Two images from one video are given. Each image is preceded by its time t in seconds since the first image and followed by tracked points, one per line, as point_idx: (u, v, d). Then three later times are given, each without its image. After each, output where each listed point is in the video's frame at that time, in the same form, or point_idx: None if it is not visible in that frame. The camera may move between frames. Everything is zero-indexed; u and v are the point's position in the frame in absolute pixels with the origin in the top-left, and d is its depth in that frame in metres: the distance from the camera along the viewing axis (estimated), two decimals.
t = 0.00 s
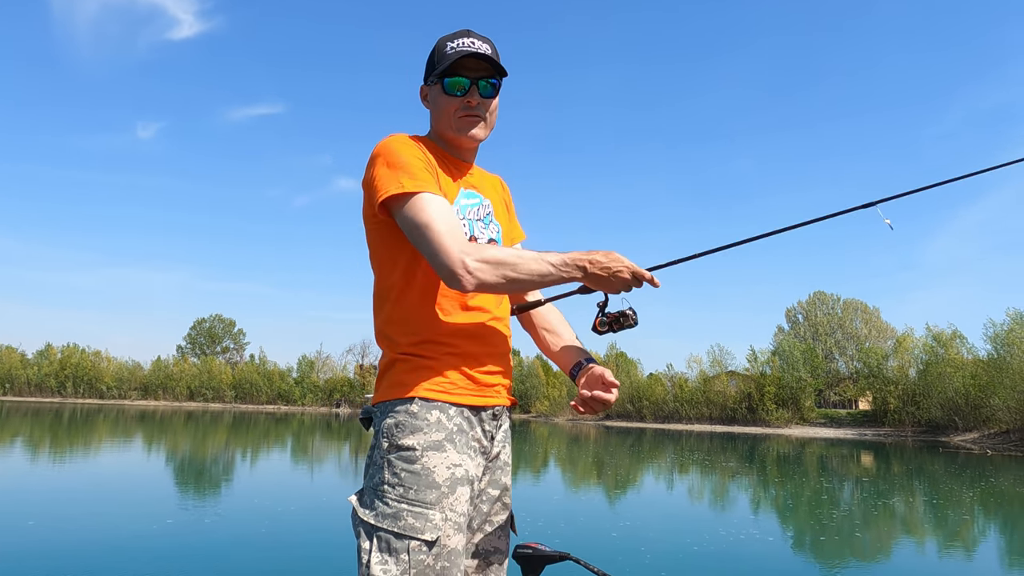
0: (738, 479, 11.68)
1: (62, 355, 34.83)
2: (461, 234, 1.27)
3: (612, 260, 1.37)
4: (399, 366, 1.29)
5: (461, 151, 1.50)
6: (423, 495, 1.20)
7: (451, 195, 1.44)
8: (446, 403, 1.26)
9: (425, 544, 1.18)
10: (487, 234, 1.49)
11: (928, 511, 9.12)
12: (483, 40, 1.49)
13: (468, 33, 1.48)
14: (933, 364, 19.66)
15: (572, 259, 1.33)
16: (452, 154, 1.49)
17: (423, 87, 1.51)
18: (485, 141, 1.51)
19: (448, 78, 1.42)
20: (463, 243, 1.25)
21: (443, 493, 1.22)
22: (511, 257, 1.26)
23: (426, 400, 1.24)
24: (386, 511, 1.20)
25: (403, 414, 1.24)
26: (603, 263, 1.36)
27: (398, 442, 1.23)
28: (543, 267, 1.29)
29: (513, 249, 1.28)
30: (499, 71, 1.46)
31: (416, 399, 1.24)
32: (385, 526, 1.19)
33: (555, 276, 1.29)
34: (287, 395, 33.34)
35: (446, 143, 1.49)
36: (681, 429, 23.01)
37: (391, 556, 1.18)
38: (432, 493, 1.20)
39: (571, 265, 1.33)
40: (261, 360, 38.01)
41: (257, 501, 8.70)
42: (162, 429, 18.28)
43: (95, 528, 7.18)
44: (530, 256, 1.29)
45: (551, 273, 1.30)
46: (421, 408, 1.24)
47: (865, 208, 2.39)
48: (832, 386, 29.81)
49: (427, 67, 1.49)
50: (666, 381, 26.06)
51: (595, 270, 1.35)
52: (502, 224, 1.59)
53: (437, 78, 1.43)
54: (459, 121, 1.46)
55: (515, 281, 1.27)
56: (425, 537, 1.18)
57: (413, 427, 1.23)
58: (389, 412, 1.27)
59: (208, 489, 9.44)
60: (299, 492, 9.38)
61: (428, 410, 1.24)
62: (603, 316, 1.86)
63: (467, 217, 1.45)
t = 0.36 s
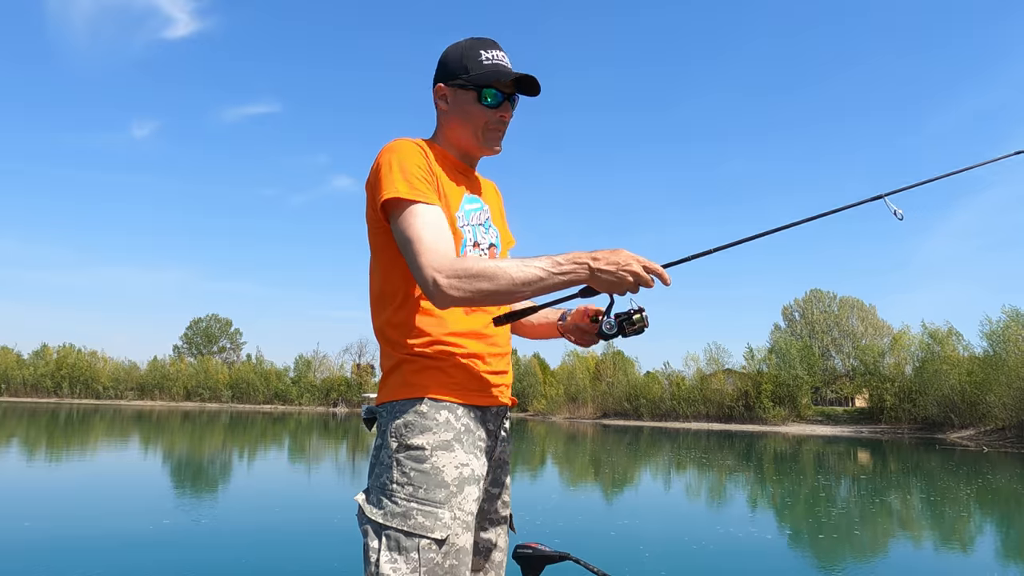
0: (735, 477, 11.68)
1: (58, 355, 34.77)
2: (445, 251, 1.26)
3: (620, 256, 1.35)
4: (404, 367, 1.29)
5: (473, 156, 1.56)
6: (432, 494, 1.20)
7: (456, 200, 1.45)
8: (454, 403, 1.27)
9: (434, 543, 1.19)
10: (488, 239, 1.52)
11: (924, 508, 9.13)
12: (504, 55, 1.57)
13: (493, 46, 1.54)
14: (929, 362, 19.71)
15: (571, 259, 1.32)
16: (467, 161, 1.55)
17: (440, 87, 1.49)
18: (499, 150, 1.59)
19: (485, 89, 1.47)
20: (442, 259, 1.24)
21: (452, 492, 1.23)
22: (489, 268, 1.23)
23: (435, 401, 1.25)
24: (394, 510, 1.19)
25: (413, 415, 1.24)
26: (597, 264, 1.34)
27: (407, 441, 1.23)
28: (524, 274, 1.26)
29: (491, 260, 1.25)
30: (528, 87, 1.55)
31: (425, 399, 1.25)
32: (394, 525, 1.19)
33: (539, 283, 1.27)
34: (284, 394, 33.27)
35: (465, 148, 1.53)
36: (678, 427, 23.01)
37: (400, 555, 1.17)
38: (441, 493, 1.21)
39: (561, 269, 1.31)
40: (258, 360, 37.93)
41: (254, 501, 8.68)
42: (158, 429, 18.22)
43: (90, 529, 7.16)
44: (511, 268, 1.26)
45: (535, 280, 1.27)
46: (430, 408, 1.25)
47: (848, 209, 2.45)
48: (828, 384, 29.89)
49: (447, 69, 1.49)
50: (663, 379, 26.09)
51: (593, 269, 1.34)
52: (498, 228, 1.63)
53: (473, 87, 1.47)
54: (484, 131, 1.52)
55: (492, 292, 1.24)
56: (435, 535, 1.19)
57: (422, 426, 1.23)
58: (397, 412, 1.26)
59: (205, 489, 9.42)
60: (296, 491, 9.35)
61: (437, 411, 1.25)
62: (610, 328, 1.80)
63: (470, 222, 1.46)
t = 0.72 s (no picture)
0: (732, 475, 11.70)
1: (54, 359, 34.69)
2: (404, 268, 1.26)
3: (569, 279, 1.34)
4: (405, 368, 1.29)
5: (479, 161, 1.60)
6: (438, 493, 1.20)
7: (454, 204, 1.43)
8: (456, 403, 1.27)
9: (441, 541, 1.19)
10: (486, 241, 1.52)
11: (920, 505, 9.16)
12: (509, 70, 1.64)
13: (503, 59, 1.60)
14: (925, 359, 19.76)
15: (519, 280, 1.30)
16: (469, 167, 1.59)
17: (458, 91, 1.50)
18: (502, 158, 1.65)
19: (508, 103, 1.55)
20: (394, 278, 1.24)
21: (457, 491, 1.23)
22: (436, 290, 1.22)
23: (439, 401, 1.25)
24: (401, 509, 1.19)
25: (417, 415, 1.24)
26: (546, 288, 1.32)
27: (413, 441, 1.23)
28: (468, 298, 1.25)
29: (438, 280, 1.23)
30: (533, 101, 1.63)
31: (429, 399, 1.25)
32: (400, 524, 1.19)
33: (487, 306, 1.26)
34: (281, 395, 33.23)
35: (473, 155, 1.57)
36: (675, 426, 23.03)
37: (407, 554, 1.17)
38: (447, 491, 1.21)
39: (508, 290, 1.29)
40: (254, 362, 37.86)
41: (251, 503, 8.65)
42: (155, 431, 18.17)
43: (87, 532, 7.13)
44: (459, 290, 1.24)
45: (481, 303, 1.26)
46: (435, 408, 1.25)
47: (754, 240, 2.66)
48: (825, 381, 29.97)
49: (467, 74, 1.50)
50: (660, 378, 26.13)
51: (542, 292, 1.32)
52: (497, 229, 1.62)
53: (493, 97, 1.52)
54: (494, 141, 1.58)
55: (436, 314, 1.23)
56: (441, 533, 1.19)
57: (428, 426, 1.24)
58: (402, 412, 1.26)
59: (200, 492, 9.38)
60: (293, 493, 9.32)
61: (442, 411, 1.25)
62: (559, 351, 1.85)
63: (468, 226, 1.46)
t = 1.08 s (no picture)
0: (728, 476, 11.71)
1: (49, 357, 34.53)
2: (408, 268, 1.25)
3: (565, 296, 1.36)
4: (410, 364, 1.30)
5: (491, 168, 1.61)
6: (449, 488, 1.22)
7: (466, 207, 1.43)
8: (463, 401, 1.29)
9: (453, 535, 1.21)
10: (492, 245, 1.52)
11: (916, 506, 9.19)
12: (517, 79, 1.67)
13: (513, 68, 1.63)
14: (922, 360, 19.80)
15: (516, 291, 1.31)
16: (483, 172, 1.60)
17: (478, 99, 1.52)
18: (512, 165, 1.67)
19: (523, 113, 1.59)
20: (397, 276, 1.24)
21: (466, 485, 1.25)
22: (437, 294, 1.22)
23: (446, 398, 1.26)
24: (412, 504, 1.20)
25: (425, 411, 1.25)
26: (541, 301, 1.33)
27: (421, 437, 1.23)
28: (467, 303, 1.24)
29: (439, 283, 1.23)
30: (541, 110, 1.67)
31: (436, 396, 1.26)
32: (413, 520, 1.19)
33: (486, 314, 1.26)
34: (277, 395, 33.17)
35: (488, 162, 1.59)
36: (672, 427, 23.05)
37: (420, 549, 1.18)
38: (457, 486, 1.23)
39: (505, 299, 1.29)
40: (251, 361, 37.79)
41: (249, 502, 8.64)
42: (151, 430, 18.12)
43: (84, 532, 7.09)
44: (459, 297, 1.24)
45: (478, 310, 1.26)
46: (443, 405, 1.26)
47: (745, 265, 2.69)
48: (821, 383, 30.04)
49: (487, 82, 1.53)
50: (657, 378, 26.16)
51: (538, 305, 1.33)
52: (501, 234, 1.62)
53: (512, 106, 1.55)
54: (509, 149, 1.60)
55: (435, 317, 1.23)
56: (454, 528, 1.21)
57: (436, 422, 1.24)
58: (407, 409, 1.26)
59: (197, 491, 9.35)
60: (289, 493, 9.30)
61: (449, 408, 1.26)
62: (551, 364, 1.85)
63: (478, 228, 1.46)
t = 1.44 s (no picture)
0: (723, 473, 11.73)
1: (44, 353, 34.36)
2: (424, 260, 1.25)
3: (572, 295, 1.41)
4: (419, 361, 1.31)
5: (493, 166, 1.60)
6: (460, 489, 1.27)
7: (476, 206, 1.43)
8: (471, 400, 1.33)
9: (466, 535, 1.27)
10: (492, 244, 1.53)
11: (911, 504, 9.24)
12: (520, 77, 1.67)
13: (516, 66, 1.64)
14: (917, 359, 19.86)
15: (528, 290, 1.34)
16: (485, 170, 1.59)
17: (488, 96, 1.52)
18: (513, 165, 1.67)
19: (528, 113, 1.60)
20: (412, 271, 1.23)
21: (474, 483, 1.31)
22: (454, 290, 1.23)
23: (456, 397, 1.30)
24: (424, 506, 1.24)
25: (435, 411, 1.28)
26: (551, 300, 1.38)
27: (433, 437, 1.27)
28: (481, 300, 1.26)
29: (455, 281, 1.24)
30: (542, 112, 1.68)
31: (447, 396, 1.29)
32: (425, 521, 1.23)
33: (499, 310, 1.29)
34: (273, 391, 33.09)
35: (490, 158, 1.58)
36: (667, 424, 23.13)
37: (435, 550, 1.23)
38: (467, 486, 1.29)
39: (516, 298, 1.32)
40: (246, 358, 37.69)
41: (245, 498, 8.63)
42: (145, 427, 18.05)
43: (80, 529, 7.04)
44: (475, 293, 1.26)
45: (492, 307, 1.28)
46: (453, 405, 1.30)
47: (700, 280, 2.85)
48: (816, 381, 30.17)
49: (496, 80, 1.53)
50: (652, 376, 26.22)
51: (549, 304, 1.37)
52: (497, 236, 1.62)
53: (518, 104, 1.56)
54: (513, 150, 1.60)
55: (450, 313, 1.24)
56: (466, 528, 1.27)
57: (447, 423, 1.28)
58: (415, 409, 1.28)
59: (192, 487, 9.33)
60: (286, 489, 9.29)
61: (459, 407, 1.30)
62: (560, 361, 1.86)
63: (483, 227, 1.48)
